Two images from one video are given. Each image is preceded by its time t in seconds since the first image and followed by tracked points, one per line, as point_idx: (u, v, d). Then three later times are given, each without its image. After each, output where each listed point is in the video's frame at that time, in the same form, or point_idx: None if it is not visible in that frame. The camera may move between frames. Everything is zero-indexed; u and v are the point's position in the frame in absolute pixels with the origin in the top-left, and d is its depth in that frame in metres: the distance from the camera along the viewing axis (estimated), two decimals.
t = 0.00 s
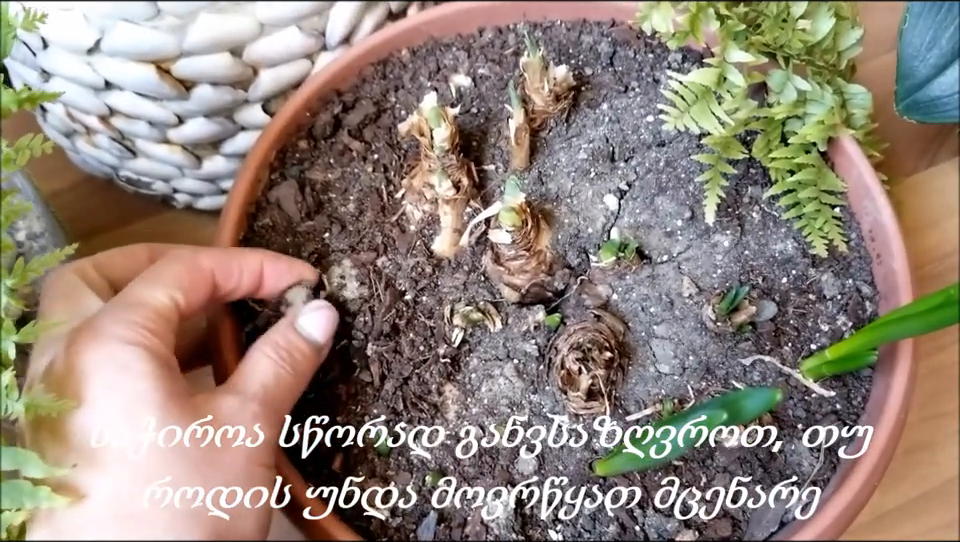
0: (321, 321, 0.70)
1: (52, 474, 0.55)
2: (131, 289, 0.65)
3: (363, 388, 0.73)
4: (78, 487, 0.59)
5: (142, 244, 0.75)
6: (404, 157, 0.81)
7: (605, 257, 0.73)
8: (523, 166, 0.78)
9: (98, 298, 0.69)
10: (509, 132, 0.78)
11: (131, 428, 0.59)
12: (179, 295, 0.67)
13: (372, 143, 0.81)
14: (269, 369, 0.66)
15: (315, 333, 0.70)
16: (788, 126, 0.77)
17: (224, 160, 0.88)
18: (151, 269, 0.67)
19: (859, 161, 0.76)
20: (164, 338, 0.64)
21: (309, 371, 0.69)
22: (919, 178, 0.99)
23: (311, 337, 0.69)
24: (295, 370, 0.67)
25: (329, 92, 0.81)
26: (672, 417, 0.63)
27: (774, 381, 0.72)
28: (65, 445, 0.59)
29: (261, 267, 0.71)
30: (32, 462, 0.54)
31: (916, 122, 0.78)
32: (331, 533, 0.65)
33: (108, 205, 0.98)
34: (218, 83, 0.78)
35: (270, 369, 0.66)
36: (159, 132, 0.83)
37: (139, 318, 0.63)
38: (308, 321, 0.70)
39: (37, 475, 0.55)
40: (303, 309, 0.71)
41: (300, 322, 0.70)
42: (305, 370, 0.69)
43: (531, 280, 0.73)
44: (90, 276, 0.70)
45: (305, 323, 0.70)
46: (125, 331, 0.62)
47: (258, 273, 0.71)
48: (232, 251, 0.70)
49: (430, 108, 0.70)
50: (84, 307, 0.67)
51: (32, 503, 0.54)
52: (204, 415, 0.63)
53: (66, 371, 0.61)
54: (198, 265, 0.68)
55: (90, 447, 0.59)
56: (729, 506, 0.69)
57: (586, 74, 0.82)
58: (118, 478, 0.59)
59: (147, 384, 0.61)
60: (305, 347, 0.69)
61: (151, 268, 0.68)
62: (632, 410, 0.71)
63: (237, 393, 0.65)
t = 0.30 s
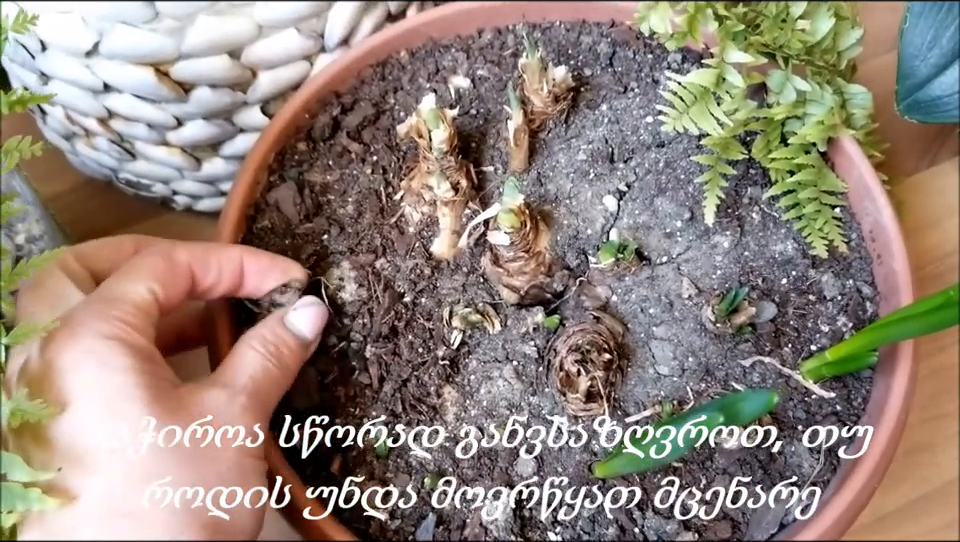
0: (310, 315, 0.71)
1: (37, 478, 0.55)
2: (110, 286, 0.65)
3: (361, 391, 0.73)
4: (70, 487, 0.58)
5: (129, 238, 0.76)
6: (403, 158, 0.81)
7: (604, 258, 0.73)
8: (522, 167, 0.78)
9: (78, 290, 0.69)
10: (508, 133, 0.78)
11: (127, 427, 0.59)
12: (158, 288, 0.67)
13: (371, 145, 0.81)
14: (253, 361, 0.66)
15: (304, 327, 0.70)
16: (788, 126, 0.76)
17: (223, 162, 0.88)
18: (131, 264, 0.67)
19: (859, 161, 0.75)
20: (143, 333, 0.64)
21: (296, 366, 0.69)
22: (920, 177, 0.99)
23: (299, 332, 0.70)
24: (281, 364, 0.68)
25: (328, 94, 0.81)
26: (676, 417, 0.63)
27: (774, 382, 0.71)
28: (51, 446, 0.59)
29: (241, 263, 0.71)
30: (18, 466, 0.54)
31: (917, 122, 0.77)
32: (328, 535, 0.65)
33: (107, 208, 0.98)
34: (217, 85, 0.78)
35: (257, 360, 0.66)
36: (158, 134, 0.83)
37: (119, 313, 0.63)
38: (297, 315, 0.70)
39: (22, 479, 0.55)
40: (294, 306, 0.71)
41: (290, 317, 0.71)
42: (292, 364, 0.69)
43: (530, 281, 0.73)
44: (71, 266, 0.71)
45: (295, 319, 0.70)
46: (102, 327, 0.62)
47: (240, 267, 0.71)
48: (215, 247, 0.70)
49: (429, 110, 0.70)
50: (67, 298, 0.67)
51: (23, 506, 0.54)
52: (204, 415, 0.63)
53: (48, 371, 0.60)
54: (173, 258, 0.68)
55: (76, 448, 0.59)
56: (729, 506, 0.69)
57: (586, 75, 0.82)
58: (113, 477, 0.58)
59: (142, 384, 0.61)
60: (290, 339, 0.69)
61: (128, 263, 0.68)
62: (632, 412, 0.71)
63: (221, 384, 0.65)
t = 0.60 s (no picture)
0: (270, 290, 0.69)
1: (27, 484, 0.56)
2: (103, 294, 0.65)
3: (356, 396, 0.72)
4: (61, 492, 0.59)
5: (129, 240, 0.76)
6: (398, 161, 0.80)
7: (599, 261, 0.72)
8: (517, 169, 0.78)
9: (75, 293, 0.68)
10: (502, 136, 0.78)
11: (121, 427, 0.59)
12: (153, 301, 0.67)
13: (366, 148, 0.81)
14: (221, 354, 0.66)
15: (265, 304, 0.69)
16: (785, 127, 0.76)
17: (219, 166, 0.88)
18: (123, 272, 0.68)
19: (857, 161, 0.75)
20: (127, 335, 0.64)
21: (262, 342, 0.69)
22: (924, 176, 0.97)
23: (260, 308, 0.69)
24: (247, 348, 0.68)
25: (322, 97, 0.81)
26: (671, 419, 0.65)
27: (770, 386, 0.71)
28: (40, 448, 0.60)
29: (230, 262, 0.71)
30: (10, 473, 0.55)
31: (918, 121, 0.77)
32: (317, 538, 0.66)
33: (107, 211, 0.98)
34: (211, 89, 0.78)
35: (227, 351, 0.66)
36: (154, 138, 0.83)
37: (109, 321, 0.64)
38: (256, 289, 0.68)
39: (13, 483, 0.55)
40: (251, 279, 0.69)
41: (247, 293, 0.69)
42: (257, 343, 0.69)
43: (524, 284, 0.73)
44: (71, 268, 0.71)
45: (253, 295, 0.68)
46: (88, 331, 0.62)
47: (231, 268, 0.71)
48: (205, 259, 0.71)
49: (422, 113, 0.69)
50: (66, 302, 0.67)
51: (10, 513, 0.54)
52: (204, 415, 0.64)
53: (38, 374, 0.61)
54: (172, 276, 0.69)
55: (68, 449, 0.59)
56: (729, 506, 0.68)
57: (582, 76, 0.81)
58: (107, 477, 0.59)
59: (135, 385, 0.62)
60: (256, 318, 0.69)
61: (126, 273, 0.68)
62: (626, 415, 0.71)
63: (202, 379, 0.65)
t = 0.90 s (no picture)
0: (342, 321, 0.71)
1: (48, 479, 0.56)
2: (139, 288, 0.67)
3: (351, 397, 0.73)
4: (76, 486, 0.60)
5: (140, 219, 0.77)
6: (393, 163, 0.81)
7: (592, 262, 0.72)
8: (511, 170, 0.78)
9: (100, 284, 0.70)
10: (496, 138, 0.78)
11: (127, 426, 0.60)
12: (190, 296, 0.68)
13: (361, 150, 0.81)
14: (281, 366, 0.66)
15: (335, 335, 0.70)
16: (778, 128, 0.76)
17: (217, 168, 0.89)
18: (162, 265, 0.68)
19: (850, 161, 0.74)
20: (167, 333, 0.65)
21: (324, 370, 0.69)
22: (923, 175, 0.98)
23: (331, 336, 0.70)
24: (309, 368, 0.68)
25: (318, 99, 0.82)
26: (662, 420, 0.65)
27: (763, 386, 0.71)
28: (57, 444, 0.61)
29: (268, 250, 0.72)
30: (27, 467, 0.55)
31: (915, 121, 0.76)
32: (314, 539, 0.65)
33: (107, 214, 0.99)
34: (208, 92, 0.78)
35: (286, 366, 0.66)
36: (152, 141, 0.84)
37: (144, 315, 0.65)
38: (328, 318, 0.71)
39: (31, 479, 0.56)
40: (323, 309, 0.71)
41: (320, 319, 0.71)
42: (320, 368, 0.69)
43: (518, 286, 0.74)
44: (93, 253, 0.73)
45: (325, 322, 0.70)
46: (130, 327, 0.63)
47: (268, 257, 0.72)
48: (243, 249, 0.70)
49: (415, 115, 0.70)
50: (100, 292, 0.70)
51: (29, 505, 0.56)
52: (205, 415, 0.63)
53: (66, 367, 0.62)
54: (212, 266, 0.69)
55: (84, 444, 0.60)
56: (729, 506, 0.68)
57: (576, 78, 0.82)
58: (113, 475, 0.59)
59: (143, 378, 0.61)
60: (323, 344, 0.69)
61: (164, 264, 0.69)
62: (620, 416, 0.71)
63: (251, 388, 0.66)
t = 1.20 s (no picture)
0: (362, 328, 0.71)
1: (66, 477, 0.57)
2: (176, 284, 0.68)
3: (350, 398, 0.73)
4: (99, 479, 0.62)
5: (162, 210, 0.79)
6: (392, 164, 0.81)
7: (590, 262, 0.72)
8: (510, 171, 0.78)
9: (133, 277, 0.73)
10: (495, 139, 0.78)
11: (135, 425, 0.61)
12: (223, 297, 0.69)
13: (360, 151, 0.82)
14: (305, 368, 0.68)
15: (355, 339, 0.71)
16: (777, 127, 0.76)
17: (216, 169, 0.89)
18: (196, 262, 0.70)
19: (849, 160, 0.74)
20: (198, 332, 0.66)
21: (343, 372, 0.71)
22: (924, 174, 0.98)
23: (351, 340, 0.71)
24: (330, 371, 0.69)
25: (317, 100, 0.82)
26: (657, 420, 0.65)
27: (763, 386, 0.71)
28: (85, 437, 0.63)
29: (300, 261, 0.72)
30: (42, 467, 0.57)
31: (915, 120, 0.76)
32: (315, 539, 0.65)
33: (107, 215, 0.99)
34: (206, 94, 0.78)
35: (309, 368, 0.68)
36: (151, 143, 0.84)
37: (178, 312, 0.66)
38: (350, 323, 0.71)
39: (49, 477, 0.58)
40: (348, 313, 0.72)
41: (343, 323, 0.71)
42: (340, 371, 0.70)
43: (516, 286, 0.73)
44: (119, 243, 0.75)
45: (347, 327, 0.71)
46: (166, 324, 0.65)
47: (299, 270, 0.73)
48: (273, 254, 0.71)
49: (414, 116, 0.70)
50: (130, 285, 0.72)
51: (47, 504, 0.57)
52: (205, 415, 0.62)
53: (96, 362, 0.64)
54: (246, 268, 0.70)
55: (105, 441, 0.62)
56: (728, 506, 0.68)
57: (574, 78, 0.82)
58: (124, 472, 0.61)
59: (174, 377, 0.62)
60: (343, 348, 0.71)
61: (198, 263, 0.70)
62: (619, 416, 0.71)
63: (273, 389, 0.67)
